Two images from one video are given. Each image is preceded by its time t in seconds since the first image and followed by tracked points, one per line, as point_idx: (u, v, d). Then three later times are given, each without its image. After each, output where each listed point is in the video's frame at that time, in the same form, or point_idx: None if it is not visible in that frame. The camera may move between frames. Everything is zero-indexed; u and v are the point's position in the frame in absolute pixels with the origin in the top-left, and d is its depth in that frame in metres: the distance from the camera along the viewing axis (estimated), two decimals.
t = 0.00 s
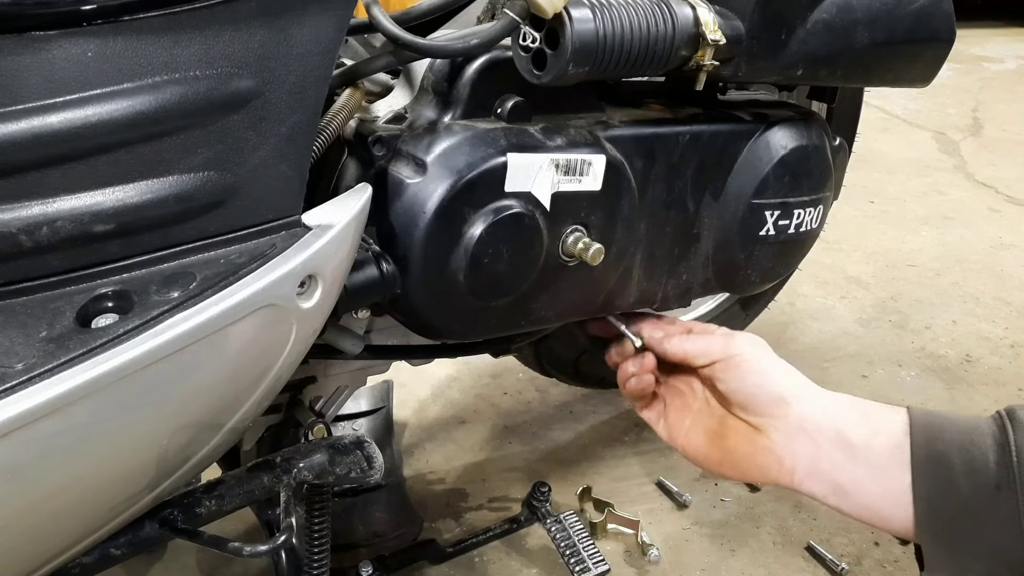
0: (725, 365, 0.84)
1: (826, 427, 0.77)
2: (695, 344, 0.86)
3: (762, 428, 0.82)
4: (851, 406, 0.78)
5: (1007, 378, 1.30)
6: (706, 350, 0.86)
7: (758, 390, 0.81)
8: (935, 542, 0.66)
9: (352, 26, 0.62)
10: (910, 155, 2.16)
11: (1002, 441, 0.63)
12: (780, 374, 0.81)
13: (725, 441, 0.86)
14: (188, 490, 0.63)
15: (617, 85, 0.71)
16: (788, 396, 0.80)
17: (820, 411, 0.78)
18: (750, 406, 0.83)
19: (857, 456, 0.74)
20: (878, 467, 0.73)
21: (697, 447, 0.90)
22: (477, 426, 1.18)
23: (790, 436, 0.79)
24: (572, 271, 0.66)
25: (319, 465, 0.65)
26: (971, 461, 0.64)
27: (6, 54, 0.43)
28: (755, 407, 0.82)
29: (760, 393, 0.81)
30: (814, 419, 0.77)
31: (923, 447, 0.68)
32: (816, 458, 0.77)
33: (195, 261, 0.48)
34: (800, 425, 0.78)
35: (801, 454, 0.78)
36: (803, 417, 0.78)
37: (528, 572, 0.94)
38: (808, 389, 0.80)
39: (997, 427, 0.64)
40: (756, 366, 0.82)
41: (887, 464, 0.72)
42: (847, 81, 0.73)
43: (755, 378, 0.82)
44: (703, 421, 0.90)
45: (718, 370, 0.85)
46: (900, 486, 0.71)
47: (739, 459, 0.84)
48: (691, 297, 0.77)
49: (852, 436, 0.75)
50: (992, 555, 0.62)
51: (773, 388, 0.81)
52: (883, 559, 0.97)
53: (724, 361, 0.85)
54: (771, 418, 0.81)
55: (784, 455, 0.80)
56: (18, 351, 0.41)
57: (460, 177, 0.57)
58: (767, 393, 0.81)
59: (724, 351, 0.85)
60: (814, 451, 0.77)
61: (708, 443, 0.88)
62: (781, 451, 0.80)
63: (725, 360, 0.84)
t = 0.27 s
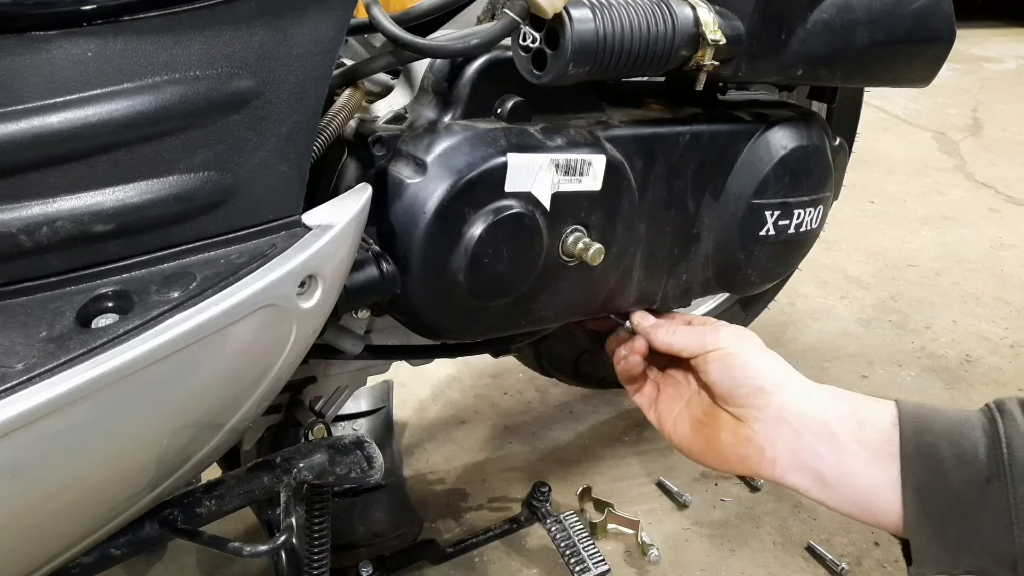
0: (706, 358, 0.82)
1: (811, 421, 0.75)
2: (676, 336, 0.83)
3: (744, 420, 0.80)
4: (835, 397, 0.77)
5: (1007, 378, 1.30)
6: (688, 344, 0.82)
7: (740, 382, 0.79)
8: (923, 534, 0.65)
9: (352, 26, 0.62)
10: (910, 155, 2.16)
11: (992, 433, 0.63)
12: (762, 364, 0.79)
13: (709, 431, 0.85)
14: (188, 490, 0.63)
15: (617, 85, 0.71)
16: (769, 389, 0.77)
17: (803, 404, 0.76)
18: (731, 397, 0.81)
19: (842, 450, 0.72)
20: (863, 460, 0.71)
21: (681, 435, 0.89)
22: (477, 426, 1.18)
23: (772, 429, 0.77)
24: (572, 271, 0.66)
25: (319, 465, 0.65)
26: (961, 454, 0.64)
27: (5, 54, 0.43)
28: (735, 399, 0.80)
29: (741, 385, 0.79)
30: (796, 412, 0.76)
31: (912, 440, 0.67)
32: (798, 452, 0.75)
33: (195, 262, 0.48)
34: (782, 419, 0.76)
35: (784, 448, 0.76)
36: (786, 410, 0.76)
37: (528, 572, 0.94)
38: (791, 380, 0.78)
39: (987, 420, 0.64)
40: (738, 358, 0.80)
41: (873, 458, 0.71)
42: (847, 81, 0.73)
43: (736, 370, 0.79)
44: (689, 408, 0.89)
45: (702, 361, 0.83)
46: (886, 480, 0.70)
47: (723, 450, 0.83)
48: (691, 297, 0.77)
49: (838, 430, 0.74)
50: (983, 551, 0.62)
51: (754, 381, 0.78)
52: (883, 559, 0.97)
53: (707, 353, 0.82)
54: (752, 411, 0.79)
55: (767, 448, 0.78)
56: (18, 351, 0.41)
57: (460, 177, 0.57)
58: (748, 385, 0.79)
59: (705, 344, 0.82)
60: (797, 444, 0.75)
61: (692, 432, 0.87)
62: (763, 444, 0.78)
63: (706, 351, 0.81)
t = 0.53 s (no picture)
0: (687, 363, 0.81)
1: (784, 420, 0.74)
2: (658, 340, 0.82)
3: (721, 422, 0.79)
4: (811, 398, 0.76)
5: (1007, 378, 1.30)
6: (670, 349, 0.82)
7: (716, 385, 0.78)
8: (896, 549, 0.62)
9: (353, 26, 0.62)
10: (910, 155, 2.16)
11: (966, 438, 0.60)
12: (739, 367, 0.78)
13: (687, 432, 0.84)
14: (188, 490, 0.63)
15: (617, 85, 0.71)
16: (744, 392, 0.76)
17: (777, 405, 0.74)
18: (708, 400, 0.80)
19: (813, 452, 0.71)
20: (839, 463, 0.70)
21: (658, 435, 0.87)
22: (477, 426, 1.18)
23: (745, 431, 0.76)
24: (573, 271, 0.66)
25: (319, 465, 0.65)
26: (935, 461, 0.61)
27: (5, 54, 0.43)
28: (710, 401, 0.79)
29: (718, 388, 0.78)
30: (769, 413, 0.74)
31: (886, 446, 0.66)
32: (771, 453, 0.74)
33: (195, 262, 0.48)
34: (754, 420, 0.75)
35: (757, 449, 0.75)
36: (760, 411, 0.75)
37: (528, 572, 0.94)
38: (767, 381, 0.76)
39: (961, 426, 0.61)
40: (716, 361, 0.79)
41: (847, 460, 0.70)
42: (847, 81, 0.73)
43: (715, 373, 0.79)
44: (668, 406, 0.88)
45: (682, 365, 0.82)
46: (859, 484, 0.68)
47: (699, 451, 0.82)
48: (691, 297, 0.77)
49: (812, 430, 0.73)
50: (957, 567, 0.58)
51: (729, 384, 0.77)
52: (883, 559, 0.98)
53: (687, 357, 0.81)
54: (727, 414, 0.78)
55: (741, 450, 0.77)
56: (19, 351, 0.41)
57: (460, 177, 0.57)
58: (723, 388, 0.78)
59: (687, 348, 0.81)
60: (771, 446, 0.74)
61: (670, 431, 0.86)
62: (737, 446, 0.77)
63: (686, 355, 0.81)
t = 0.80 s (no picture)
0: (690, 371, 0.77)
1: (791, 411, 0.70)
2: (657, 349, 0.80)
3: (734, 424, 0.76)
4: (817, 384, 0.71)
5: (1007, 378, 1.30)
6: (670, 356, 0.79)
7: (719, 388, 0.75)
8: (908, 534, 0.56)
9: (353, 26, 0.62)
10: (910, 155, 2.16)
11: (977, 416, 0.55)
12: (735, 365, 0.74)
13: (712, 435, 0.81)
14: (188, 490, 0.63)
15: (617, 85, 0.71)
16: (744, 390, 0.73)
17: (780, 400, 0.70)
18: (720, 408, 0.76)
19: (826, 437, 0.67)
20: (852, 443, 0.65)
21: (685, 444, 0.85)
22: (477, 426, 1.18)
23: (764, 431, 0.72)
24: (572, 271, 0.66)
25: (319, 465, 0.65)
26: (945, 445, 0.55)
27: (5, 54, 0.43)
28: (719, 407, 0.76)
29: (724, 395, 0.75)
30: (777, 410, 0.71)
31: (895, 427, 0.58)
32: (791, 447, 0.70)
33: (195, 262, 0.48)
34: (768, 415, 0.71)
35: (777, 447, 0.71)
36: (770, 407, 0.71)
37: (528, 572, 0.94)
38: (768, 376, 0.72)
39: (975, 405, 0.55)
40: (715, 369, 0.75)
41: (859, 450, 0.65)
42: (847, 81, 0.73)
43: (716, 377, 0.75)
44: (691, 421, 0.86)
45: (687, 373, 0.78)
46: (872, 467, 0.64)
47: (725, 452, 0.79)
48: (691, 297, 0.77)
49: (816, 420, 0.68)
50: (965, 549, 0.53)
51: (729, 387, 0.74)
52: (883, 559, 0.97)
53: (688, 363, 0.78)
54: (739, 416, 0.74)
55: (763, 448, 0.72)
56: (19, 351, 0.41)
57: (460, 177, 0.57)
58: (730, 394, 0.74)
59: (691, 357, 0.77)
60: (786, 444, 0.70)
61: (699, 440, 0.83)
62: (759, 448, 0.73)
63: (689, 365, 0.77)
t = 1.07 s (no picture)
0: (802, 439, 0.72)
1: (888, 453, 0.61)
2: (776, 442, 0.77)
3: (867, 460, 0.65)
4: (926, 419, 0.61)
5: (1007, 378, 1.30)
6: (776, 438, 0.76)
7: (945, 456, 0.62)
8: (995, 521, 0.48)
9: (353, 26, 0.62)
10: (910, 155, 2.16)
11: None
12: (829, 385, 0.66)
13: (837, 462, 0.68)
14: (188, 490, 0.63)
15: (617, 85, 0.71)
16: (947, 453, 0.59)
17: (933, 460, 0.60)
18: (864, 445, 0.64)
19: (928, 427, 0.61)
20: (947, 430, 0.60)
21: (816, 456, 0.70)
22: (477, 426, 1.18)
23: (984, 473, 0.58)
24: (572, 271, 0.66)
25: (319, 466, 0.65)
26: None
27: (5, 54, 0.43)
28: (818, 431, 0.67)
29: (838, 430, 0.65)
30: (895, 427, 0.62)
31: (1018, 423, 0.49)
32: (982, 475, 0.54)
33: (195, 262, 0.48)
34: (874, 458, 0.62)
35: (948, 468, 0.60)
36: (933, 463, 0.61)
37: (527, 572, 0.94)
38: (885, 412, 0.63)
39: None
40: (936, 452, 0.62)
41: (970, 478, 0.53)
42: (847, 81, 0.73)
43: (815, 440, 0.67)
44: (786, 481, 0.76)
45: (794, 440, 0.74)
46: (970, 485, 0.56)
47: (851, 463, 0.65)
48: (691, 297, 0.77)
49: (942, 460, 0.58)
50: None
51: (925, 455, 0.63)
52: (884, 559, 0.97)
53: (798, 432, 0.69)
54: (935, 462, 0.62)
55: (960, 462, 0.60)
56: (19, 351, 0.41)
57: (460, 177, 0.57)
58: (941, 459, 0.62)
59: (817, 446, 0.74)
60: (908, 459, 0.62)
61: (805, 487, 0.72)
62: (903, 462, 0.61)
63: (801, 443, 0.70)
